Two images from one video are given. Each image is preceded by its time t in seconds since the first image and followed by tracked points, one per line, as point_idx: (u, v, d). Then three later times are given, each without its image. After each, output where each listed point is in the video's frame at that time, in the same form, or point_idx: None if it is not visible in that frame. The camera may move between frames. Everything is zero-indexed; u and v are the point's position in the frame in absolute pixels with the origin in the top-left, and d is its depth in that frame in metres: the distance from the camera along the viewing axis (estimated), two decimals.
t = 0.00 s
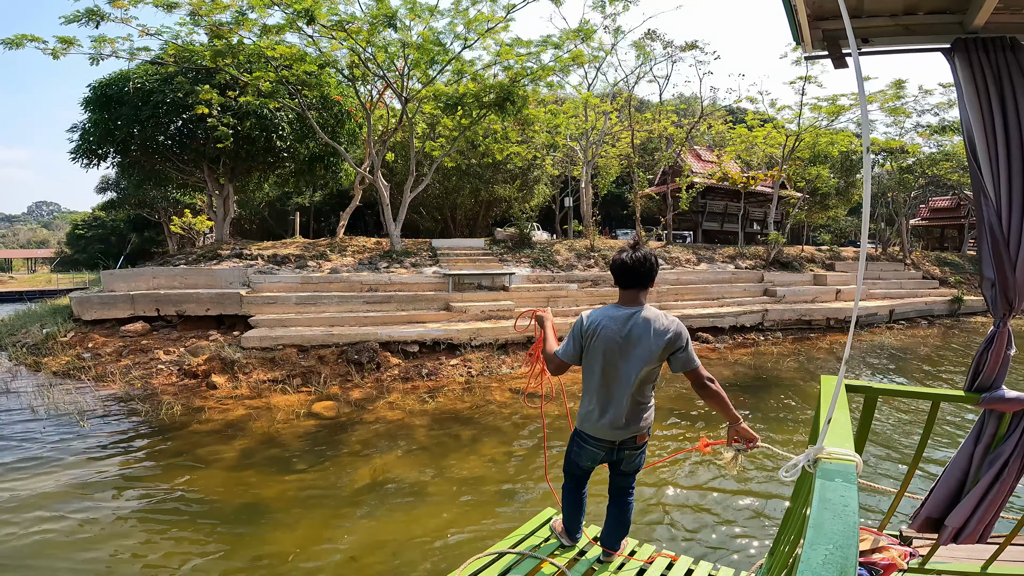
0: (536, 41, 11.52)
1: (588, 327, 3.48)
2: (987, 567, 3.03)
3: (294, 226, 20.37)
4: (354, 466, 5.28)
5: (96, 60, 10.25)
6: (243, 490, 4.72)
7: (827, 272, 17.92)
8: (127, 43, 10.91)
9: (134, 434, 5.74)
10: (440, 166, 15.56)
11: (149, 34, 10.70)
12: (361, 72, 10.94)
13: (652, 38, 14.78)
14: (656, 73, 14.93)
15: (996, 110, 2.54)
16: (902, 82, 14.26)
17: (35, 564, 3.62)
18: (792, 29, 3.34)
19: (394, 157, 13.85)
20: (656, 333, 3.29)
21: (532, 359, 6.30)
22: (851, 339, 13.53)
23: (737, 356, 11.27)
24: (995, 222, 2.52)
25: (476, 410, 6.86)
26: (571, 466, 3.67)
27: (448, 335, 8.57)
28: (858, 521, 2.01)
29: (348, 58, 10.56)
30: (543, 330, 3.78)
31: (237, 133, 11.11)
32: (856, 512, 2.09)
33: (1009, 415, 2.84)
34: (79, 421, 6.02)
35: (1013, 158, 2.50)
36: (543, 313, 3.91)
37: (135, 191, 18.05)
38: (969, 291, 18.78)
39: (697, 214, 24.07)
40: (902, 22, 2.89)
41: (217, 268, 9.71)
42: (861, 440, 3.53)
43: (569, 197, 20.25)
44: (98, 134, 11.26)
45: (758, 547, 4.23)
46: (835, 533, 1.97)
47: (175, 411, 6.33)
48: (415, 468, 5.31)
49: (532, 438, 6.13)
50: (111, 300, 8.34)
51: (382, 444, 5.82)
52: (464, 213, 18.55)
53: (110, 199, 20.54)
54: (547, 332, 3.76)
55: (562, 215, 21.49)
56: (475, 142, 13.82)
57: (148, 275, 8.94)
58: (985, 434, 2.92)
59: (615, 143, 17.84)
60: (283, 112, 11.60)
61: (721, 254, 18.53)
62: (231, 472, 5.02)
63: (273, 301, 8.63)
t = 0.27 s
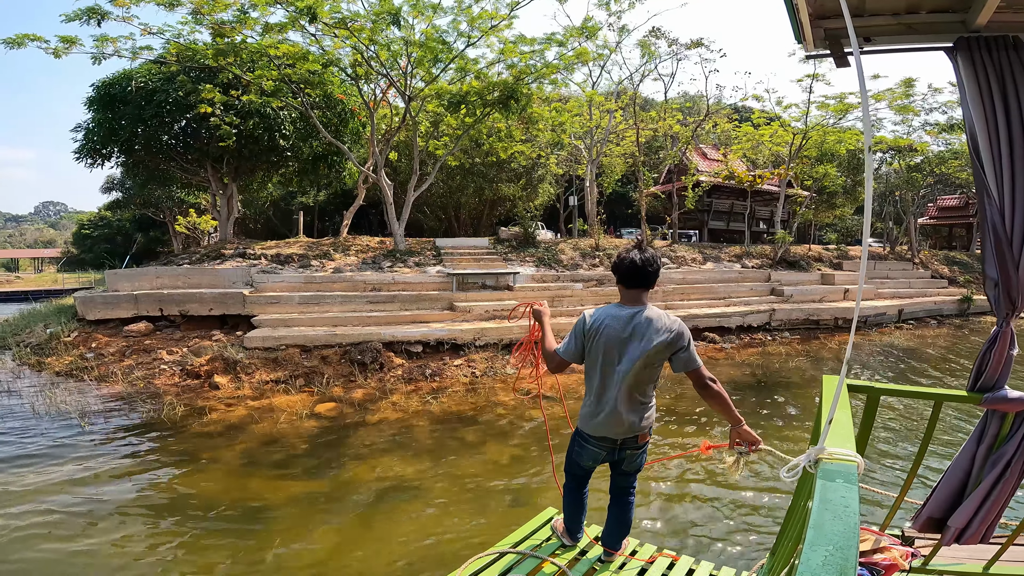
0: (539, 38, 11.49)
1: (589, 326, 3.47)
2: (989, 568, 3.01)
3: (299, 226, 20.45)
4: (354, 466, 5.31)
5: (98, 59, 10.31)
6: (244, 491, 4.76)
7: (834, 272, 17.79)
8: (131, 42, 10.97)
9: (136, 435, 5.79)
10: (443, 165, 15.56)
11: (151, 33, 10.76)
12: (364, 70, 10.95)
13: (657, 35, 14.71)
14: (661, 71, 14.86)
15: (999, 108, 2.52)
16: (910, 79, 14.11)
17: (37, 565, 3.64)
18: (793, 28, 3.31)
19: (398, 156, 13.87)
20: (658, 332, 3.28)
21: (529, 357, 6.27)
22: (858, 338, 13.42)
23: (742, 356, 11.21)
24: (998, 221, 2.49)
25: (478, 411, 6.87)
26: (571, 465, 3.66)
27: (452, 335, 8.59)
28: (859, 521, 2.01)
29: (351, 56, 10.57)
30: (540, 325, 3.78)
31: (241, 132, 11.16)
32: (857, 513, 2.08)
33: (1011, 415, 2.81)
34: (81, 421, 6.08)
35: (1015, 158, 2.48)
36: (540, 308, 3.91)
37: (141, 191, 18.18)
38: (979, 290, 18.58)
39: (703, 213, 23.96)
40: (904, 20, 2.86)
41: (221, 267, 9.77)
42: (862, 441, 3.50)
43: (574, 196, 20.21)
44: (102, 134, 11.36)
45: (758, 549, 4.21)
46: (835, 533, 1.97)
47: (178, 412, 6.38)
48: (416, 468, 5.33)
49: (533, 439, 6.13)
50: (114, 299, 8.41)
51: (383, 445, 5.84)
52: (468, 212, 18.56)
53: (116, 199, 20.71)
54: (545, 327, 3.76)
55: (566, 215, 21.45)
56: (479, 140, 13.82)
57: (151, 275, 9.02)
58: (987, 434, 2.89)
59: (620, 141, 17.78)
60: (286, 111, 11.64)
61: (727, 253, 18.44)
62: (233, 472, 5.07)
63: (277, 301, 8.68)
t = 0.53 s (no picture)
0: (543, 36, 11.48)
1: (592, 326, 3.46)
2: (989, 568, 3.00)
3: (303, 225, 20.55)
4: (354, 468, 5.34)
5: (100, 59, 10.38)
6: (245, 492, 4.80)
7: (841, 271, 17.67)
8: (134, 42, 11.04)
9: (138, 435, 5.85)
10: (447, 164, 15.59)
11: (154, 32, 10.82)
12: (367, 70, 10.99)
13: (661, 33, 14.66)
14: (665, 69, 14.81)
15: (998, 108, 2.50)
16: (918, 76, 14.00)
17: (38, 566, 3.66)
18: (793, 28, 3.29)
19: (402, 156, 13.92)
20: (662, 332, 3.27)
21: (527, 358, 6.26)
22: (865, 339, 13.32)
23: (747, 357, 11.17)
24: (998, 221, 2.48)
25: (479, 412, 6.88)
26: (573, 466, 3.67)
27: (455, 336, 8.61)
28: (855, 521, 2.01)
29: (354, 56, 10.60)
30: (541, 327, 3.76)
31: (243, 131, 11.22)
32: (854, 513, 2.08)
33: (1011, 415, 2.80)
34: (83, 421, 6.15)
35: (1015, 158, 2.46)
36: (539, 307, 3.91)
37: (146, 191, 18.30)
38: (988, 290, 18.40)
39: (708, 212, 23.87)
40: (904, 20, 2.84)
41: (224, 267, 9.83)
42: (862, 441, 3.48)
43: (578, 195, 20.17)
44: (106, 135, 11.44)
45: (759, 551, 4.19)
46: (831, 533, 1.97)
47: (180, 412, 6.43)
48: (416, 470, 5.36)
49: (533, 440, 6.14)
50: (117, 300, 8.44)
51: (383, 446, 5.87)
52: (472, 212, 18.59)
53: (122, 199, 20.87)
54: (544, 327, 3.75)
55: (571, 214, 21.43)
56: (482, 139, 13.83)
57: (155, 275, 9.09)
58: (987, 434, 2.88)
59: (624, 140, 17.74)
60: (289, 110, 11.69)
61: (733, 252, 18.37)
62: (233, 474, 5.10)
63: (279, 301, 8.73)
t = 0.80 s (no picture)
0: (547, 34, 11.44)
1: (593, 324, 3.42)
2: (989, 566, 2.99)
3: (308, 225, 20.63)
4: (356, 468, 5.38)
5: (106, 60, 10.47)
6: (247, 492, 4.85)
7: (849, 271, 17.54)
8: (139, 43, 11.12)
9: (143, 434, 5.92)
10: (451, 163, 15.60)
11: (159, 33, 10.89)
12: (371, 69, 11.01)
13: (666, 31, 14.58)
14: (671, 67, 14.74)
15: (998, 107, 2.48)
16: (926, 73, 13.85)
17: (42, 563, 3.70)
18: (793, 27, 3.28)
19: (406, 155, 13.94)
20: (664, 330, 3.28)
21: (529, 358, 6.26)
22: (873, 339, 13.21)
23: (752, 357, 11.12)
24: (999, 220, 2.47)
25: (481, 413, 6.90)
26: (574, 464, 3.67)
27: (458, 336, 8.64)
28: (854, 520, 2.01)
29: (358, 55, 10.62)
30: (542, 327, 3.76)
31: (247, 131, 11.27)
32: (853, 512, 2.08)
33: (1012, 413, 2.79)
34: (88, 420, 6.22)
35: (1015, 157, 2.45)
36: (539, 307, 3.91)
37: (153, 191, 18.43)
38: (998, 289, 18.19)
39: (714, 211, 23.75)
40: (904, 19, 2.82)
41: (229, 267, 9.90)
42: (862, 441, 3.47)
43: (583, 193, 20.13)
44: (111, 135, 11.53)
45: (759, 551, 4.19)
46: (830, 532, 1.97)
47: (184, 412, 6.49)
48: (417, 470, 5.39)
49: (534, 441, 6.16)
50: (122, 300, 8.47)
51: (385, 446, 5.90)
52: (476, 212, 18.62)
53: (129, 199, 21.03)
54: (545, 327, 3.75)
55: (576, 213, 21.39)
56: (487, 138, 13.82)
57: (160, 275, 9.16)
58: (988, 433, 2.86)
59: (629, 139, 17.68)
60: (293, 110, 11.74)
61: (739, 251, 18.27)
62: (236, 474, 5.15)
63: (283, 301, 8.79)
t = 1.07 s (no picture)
0: (550, 33, 11.42)
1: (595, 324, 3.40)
2: (992, 566, 2.98)
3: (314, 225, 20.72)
4: (358, 468, 5.40)
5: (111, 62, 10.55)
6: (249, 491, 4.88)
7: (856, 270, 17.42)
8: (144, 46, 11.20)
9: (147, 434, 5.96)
10: (455, 163, 15.60)
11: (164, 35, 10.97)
12: (375, 69, 11.02)
13: (670, 29, 14.52)
14: (675, 65, 14.68)
15: (999, 106, 2.46)
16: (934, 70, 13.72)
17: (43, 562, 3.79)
18: (794, 26, 3.26)
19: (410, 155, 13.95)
20: (665, 328, 3.26)
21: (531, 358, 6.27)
22: (880, 339, 13.11)
23: (757, 357, 11.07)
24: (1000, 219, 2.46)
25: (483, 413, 6.92)
26: (575, 464, 3.66)
27: (461, 336, 8.65)
28: (856, 520, 2.00)
29: (361, 55, 10.64)
30: (543, 327, 3.74)
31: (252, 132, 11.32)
32: (855, 511, 2.07)
33: (1015, 412, 2.77)
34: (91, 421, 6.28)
35: (1018, 157, 2.44)
36: (541, 306, 3.91)
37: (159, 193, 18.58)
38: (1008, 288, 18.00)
39: (720, 210, 23.65)
40: (905, 18, 2.79)
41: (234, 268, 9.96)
42: (864, 440, 3.45)
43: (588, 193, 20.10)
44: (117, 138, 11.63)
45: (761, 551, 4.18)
46: (832, 531, 1.97)
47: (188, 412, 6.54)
48: (419, 470, 5.40)
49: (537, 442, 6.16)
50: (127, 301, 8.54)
51: (387, 447, 5.93)
52: (480, 212, 18.61)
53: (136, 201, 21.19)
54: (546, 327, 3.73)
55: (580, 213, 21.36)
56: (491, 138, 13.82)
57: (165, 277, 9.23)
58: (990, 432, 2.85)
59: (634, 138, 17.64)
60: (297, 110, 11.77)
61: (745, 251, 18.18)
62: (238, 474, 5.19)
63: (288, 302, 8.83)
